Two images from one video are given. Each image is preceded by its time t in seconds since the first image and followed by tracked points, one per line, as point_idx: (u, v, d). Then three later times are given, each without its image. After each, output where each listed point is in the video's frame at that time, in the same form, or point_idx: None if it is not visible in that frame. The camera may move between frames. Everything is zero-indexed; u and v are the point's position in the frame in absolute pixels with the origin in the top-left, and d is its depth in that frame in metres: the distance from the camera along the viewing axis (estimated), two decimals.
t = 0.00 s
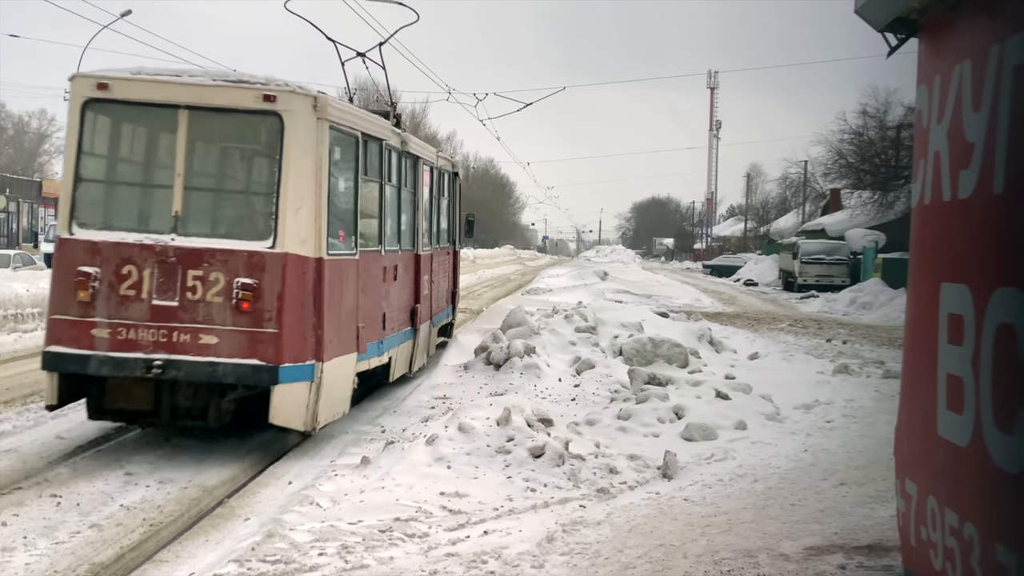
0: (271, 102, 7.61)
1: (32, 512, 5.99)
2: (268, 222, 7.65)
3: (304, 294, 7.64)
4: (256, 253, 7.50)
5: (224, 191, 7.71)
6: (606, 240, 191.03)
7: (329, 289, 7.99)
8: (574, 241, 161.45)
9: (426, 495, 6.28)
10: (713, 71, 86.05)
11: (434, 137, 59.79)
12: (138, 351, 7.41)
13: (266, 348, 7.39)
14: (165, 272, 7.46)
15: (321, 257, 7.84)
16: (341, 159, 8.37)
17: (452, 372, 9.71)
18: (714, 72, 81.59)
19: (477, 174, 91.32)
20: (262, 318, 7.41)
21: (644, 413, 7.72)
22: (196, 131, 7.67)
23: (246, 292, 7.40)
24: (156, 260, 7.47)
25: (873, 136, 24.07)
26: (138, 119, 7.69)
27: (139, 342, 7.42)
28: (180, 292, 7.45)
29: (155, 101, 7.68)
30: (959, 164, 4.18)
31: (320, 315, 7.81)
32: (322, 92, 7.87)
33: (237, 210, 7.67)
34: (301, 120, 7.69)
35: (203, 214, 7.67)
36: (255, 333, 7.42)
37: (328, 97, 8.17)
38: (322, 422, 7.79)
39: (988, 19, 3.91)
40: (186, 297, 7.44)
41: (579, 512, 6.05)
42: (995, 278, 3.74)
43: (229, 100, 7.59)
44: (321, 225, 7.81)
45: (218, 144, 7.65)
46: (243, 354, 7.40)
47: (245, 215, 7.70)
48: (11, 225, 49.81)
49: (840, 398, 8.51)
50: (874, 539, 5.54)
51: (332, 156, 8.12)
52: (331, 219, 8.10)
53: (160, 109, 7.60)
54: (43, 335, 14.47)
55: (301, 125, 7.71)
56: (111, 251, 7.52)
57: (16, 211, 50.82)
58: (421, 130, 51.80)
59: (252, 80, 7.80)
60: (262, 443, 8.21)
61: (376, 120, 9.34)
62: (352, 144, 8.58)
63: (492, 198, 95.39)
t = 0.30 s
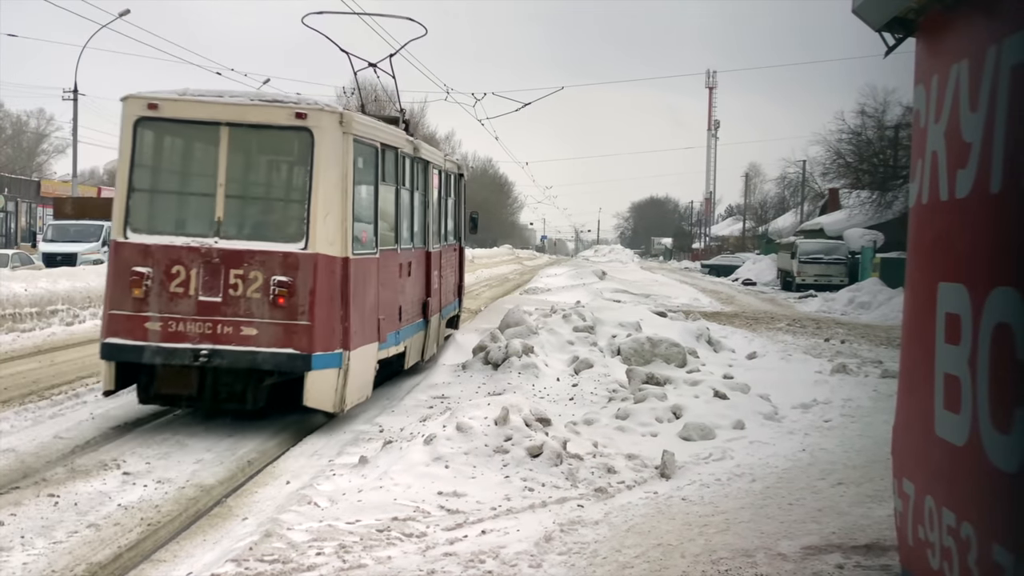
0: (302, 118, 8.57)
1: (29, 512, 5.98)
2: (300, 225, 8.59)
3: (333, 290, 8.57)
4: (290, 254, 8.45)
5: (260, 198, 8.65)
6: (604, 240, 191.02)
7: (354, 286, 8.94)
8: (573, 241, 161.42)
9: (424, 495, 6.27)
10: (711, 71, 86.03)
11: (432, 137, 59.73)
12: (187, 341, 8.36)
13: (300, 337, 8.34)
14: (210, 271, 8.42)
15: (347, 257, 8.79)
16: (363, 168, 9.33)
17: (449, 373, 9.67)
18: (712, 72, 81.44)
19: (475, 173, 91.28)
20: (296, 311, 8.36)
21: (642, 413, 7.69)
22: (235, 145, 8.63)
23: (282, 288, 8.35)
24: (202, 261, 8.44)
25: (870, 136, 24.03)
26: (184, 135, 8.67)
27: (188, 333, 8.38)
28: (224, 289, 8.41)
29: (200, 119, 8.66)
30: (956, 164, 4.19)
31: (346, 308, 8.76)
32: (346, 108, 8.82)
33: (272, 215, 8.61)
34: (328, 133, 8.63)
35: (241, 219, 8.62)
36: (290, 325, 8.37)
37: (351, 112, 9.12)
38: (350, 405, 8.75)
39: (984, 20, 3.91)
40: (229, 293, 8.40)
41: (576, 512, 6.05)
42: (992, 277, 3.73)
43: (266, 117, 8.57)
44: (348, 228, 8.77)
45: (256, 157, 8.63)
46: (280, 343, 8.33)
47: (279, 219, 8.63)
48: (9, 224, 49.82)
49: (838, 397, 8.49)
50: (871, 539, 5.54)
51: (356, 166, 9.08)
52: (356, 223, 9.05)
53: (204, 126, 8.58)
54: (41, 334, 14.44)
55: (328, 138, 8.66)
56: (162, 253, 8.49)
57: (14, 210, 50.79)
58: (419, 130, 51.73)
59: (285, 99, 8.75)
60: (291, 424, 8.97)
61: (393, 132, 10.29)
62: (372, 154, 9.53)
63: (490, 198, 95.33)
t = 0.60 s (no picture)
0: (329, 132, 9.66)
1: (27, 513, 5.97)
2: (328, 227, 9.69)
3: (357, 285, 9.65)
4: (319, 253, 9.54)
5: (290, 203, 9.73)
6: (603, 241, 191.02)
7: (375, 281, 10.01)
8: (572, 241, 161.37)
9: (422, 495, 6.27)
10: (710, 71, 85.99)
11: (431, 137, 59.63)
12: (225, 332, 9.41)
13: (328, 328, 9.41)
14: (246, 269, 9.49)
15: (370, 255, 9.88)
16: (383, 175, 10.41)
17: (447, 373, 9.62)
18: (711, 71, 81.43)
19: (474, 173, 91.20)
20: (325, 304, 9.44)
21: (640, 413, 7.67)
22: (269, 155, 9.73)
23: (311, 284, 9.44)
24: (239, 260, 9.51)
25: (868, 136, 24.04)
26: (223, 146, 9.75)
27: (226, 325, 9.43)
28: (259, 285, 9.48)
29: (236, 132, 9.72)
30: (953, 164, 4.19)
31: (369, 302, 9.82)
32: (369, 121, 9.91)
33: (301, 218, 9.70)
34: (352, 144, 9.72)
35: (274, 222, 9.70)
36: (319, 316, 9.44)
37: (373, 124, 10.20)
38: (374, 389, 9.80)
39: (981, 20, 3.91)
40: (264, 289, 9.48)
41: (574, 512, 6.05)
42: (989, 278, 3.73)
43: (296, 130, 9.65)
44: (370, 229, 9.86)
45: (287, 166, 9.72)
46: (309, 333, 9.40)
47: (308, 222, 9.72)
48: (7, 224, 49.69)
49: (837, 396, 8.48)
50: (869, 539, 5.54)
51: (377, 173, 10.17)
52: (377, 224, 10.15)
53: (241, 138, 9.66)
54: (39, 334, 14.44)
55: (353, 148, 9.74)
56: (203, 252, 9.57)
57: (12, 210, 50.67)
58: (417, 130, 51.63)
59: (313, 113, 9.83)
60: (317, 408, 9.95)
61: (407, 140, 11.41)
62: (391, 161, 10.65)
63: (489, 198, 95.26)
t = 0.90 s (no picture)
0: (353, 143, 11.04)
1: (25, 513, 5.97)
2: (350, 229, 11.08)
3: (376, 282, 11.04)
4: (343, 253, 10.94)
5: (317, 207, 11.12)
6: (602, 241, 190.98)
7: (393, 278, 11.40)
8: (571, 242, 161.40)
9: (420, 495, 6.27)
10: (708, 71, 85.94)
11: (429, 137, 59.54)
12: (258, 324, 10.82)
13: (351, 320, 10.80)
14: (277, 268, 10.91)
15: (389, 253, 11.26)
16: (399, 180, 11.79)
17: (444, 372, 9.58)
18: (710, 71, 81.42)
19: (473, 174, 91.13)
20: (348, 299, 10.84)
21: (639, 413, 7.65)
22: (298, 164, 11.13)
23: (336, 281, 10.85)
24: (271, 259, 10.91)
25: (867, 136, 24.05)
26: (256, 156, 11.16)
27: (259, 317, 10.84)
28: (289, 282, 10.89)
29: (269, 143, 11.12)
30: (951, 164, 4.19)
31: (387, 297, 11.20)
32: (387, 133, 11.27)
33: (327, 220, 11.09)
34: (373, 154, 11.10)
35: (302, 224, 11.10)
36: (343, 310, 10.84)
37: (391, 135, 11.57)
38: (392, 376, 11.19)
39: (979, 20, 3.91)
40: (293, 285, 10.89)
41: (573, 513, 6.05)
42: (987, 278, 3.73)
43: (322, 142, 11.04)
44: (388, 230, 11.23)
45: (314, 174, 11.12)
46: (334, 325, 10.80)
47: (333, 224, 11.11)
48: (5, 225, 49.56)
49: (836, 395, 8.47)
50: (867, 539, 5.54)
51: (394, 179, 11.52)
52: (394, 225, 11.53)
53: (274, 149, 11.06)
54: (36, 334, 14.45)
55: (373, 158, 11.11)
56: (239, 252, 10.98)
57: (10, 210, 50.53)
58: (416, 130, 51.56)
59: (337, 126, 11.20)
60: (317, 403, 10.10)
61: (421, 149, 12.85)
62: (407, 168, 12.07)
63: (488, 198, 95.19)
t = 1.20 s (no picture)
0: (371, 149, 12.19)
1: (24, 513, 5.97)
2: (369, 227, 12.18)
3: (393, 276, 12.15)
4: (363, 249, 12.05)
5: (338, 208, 12.24)
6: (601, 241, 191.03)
7: (408, 272, 12.54)
8: (570, 242, 161.41)
9: (418, 496, 6.28)
10: (706, 71, 85.89)
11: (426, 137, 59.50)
12: (286, 314, 11.89)
13: (370, 311, 11.90)
14: (302, 264, 12.01)
15: (404, 249, 12.38)
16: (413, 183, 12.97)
17: (443, 371, 9.55)
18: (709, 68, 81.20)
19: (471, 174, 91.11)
20: (368, 292, 11.93)
21: (638, 414, 7.63)
22: (321, 167, 12.30)
23: (356, 275, 11.94)
24: (297, 255, 12.01)
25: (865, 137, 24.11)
26: (284, 161, 12.33)
27: (287, 308, 11.92)
28: (313, 276, 11.98)
29: (295, 149, 12.29)
30: (951, 165, 4.18)
31: (403, 290, 12.32)
32: (403, 140, 12.44)
33: (347, 219, 12.23)
34: (389, 159, 12.25)
35: (325, 223, 12.21)
36: (363, 301, 11.94)
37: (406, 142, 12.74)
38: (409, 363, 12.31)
39: (979, 19, 3.90)
40: (317, 279, 11.98)
41: (571, 512, 6.05)
42: (986, 277, 3.72)
43: (343, 148, 12.19)
44: (403, 228, 12.34)
45: (336, 178, 12.27)
46: (355, 315, 11.89)
47: (353, 223, 12.24)
48: (3, 225, 49.58)
49: (834, 393, 8.47)
50: (866, 539, 5.55)
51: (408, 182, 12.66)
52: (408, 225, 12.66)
53: (300, 155, 12.22)
54: (34, 334, 14.46)
55: (389, 162, 12.27)
56: (267, 248, 12.08)
57: (9, 210, 50.53)
58: (414, 130, 51.52)
59: (357, 134, 12.37)
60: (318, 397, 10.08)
61: (431, 156, 14.08)
62: (420, 173, 13.26)
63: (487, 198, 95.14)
